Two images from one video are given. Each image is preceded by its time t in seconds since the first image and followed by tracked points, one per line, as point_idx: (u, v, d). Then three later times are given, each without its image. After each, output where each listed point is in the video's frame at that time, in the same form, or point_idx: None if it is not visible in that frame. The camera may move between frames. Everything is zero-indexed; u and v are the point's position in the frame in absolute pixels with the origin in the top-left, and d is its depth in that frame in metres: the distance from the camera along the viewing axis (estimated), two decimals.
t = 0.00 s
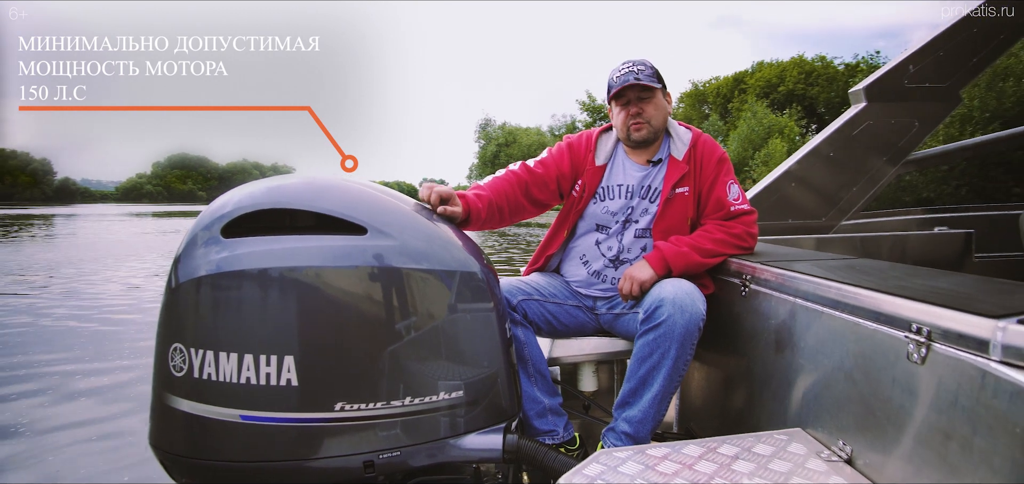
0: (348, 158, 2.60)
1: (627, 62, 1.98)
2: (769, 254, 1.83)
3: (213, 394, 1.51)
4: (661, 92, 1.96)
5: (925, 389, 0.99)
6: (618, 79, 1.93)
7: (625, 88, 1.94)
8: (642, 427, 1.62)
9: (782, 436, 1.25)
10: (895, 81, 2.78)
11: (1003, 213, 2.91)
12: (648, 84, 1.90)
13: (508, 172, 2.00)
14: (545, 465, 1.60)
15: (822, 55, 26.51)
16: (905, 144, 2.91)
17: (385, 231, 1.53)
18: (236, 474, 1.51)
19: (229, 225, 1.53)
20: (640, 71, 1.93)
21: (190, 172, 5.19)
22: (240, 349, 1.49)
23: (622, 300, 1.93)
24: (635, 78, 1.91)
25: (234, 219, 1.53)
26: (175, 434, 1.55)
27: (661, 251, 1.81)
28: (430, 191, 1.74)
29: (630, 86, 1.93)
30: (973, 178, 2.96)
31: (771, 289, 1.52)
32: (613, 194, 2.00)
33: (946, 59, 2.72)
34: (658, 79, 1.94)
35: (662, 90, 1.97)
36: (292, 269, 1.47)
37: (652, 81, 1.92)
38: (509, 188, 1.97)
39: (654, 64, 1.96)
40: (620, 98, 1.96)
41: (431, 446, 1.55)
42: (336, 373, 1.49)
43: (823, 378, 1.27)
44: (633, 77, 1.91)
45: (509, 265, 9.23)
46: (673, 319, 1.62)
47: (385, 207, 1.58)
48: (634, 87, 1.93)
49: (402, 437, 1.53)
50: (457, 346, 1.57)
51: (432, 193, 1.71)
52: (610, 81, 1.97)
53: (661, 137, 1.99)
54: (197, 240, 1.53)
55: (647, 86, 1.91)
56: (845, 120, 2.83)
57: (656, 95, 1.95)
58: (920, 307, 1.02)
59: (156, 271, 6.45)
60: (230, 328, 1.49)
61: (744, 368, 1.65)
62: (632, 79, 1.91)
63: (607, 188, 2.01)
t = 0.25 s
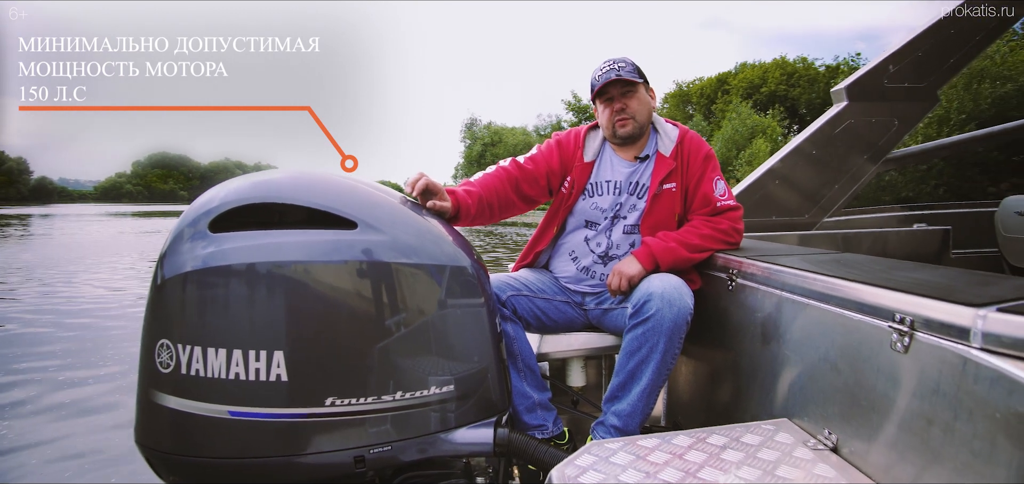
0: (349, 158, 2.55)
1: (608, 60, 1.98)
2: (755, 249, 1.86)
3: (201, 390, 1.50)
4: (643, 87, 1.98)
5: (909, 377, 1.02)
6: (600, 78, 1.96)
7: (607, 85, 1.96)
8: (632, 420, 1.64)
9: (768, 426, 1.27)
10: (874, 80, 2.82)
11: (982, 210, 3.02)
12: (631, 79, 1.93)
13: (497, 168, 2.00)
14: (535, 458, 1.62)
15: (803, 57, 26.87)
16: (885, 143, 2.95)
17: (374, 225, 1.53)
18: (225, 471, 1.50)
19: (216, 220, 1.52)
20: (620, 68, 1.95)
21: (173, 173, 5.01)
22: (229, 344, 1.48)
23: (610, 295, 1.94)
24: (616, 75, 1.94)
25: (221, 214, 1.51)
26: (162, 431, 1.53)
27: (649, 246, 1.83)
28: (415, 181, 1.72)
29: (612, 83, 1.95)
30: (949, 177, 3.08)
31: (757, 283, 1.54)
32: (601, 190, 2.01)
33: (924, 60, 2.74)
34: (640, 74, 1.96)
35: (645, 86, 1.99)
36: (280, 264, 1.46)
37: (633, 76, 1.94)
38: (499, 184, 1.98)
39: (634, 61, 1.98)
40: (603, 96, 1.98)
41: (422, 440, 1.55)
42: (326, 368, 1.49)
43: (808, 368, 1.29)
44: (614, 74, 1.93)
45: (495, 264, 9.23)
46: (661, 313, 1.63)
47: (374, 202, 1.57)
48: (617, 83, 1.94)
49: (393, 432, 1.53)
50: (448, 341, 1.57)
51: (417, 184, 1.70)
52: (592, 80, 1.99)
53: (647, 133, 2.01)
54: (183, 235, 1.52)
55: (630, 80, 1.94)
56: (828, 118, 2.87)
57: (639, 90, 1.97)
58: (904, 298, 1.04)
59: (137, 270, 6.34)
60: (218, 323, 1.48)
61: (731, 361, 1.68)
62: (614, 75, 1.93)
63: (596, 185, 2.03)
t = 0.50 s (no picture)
0: (348, 158, 2.53)
1: (597, 60, 2.01)
2: (742, 246, 1.88)
3: (192, 388, 1.49)
4: (632, 88, 2.00)
5: (892, 368, 1.04)
6: (590, 78, 1.97)
7: (597, 86, 1.97)
8: (622, 416, 1.66)
9: (756, 419, 1.30)
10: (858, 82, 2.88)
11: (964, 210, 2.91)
12: (620, 79, 1.94)
13: (488, 166, 2.01)
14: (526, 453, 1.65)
15: (789, 59, 27.16)
16: (868, 143, 3.03)
17: (366, 223, 1.53)
18: (216, 469, 1.50)
19: (204, 217, 1.51)
20: (610, 68, 1.97)
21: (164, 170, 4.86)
22: (220, 342, 1.48)
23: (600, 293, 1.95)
24: (606, 75, 1.95)
25: (211, 212, 1.51)
26: (152, 430, 1.52)
27: (639, 244, 1.85)
28: (404, 180, 1.72)
29: (602, 84, 1.96)
30: (933, 177, 3.01)
31: (745, 279, 1.57)
32: (591, 189, 2.03)
33: (905, 62, 2.81)
34: (628, 75, 1.98)
35: (634, 86, 2.01)
36: (271, 262, 1.46)
37: (622, 77, 1.95)
38: (490, 182, 1.99)
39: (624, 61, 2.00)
40: (593, 96, 2.00)
41: (413, 437, 1.55)
42: (318, 365, 1.49)
43: (795, 362, 1.31)
44: (604, 75, 1.95)
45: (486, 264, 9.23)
46: (651, 310, 1.65)
47: (365, 200, 1.58)
48: (606, 84, 1.96)
49: (384, 429, 1.53)
50: (439, 339, 1.57)
51: (406, 183, 1.70)
52: (582, 80, 2.00)
53: (636, 132, 2.03)
54: (171, 233, 1.51)
55: (618, 81, 1.95)
56: (813, 119, 2.92)
57: (629, 91, 1.99)
58: (887, 291, 1.07)
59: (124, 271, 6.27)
60: (208, 321, 1.47)
61: (719, 357, 1.70)
62: (603, 76, 1.95)
63: (585, 183, 2.04)
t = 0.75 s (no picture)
0: (349, 158, 2.54)
1: (591, 60, 2.02)
2: (731, 245, 1.91)
3: (186, 387, 1.49)
4: (625, 90, 2.01)
5: (879, 362, 1.06)
6: (583, 78, 1.98)
7: (590, 86, 1.99)
8: (614, 412, 1.67)
9: (747, 414, 1.32)
10: (843, 83, 2.91)
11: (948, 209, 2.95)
12: (613, 82, 1.95)
13: (481, 166, 2.02)
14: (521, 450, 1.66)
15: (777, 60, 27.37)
16: (854, 145, 3.09)
17: (359, 222, 1.54)
18: (210, 468, 1.50)
19: (198, 217, 1.51)
20: (604, 69, 1.98)
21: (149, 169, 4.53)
22: (214, 341, 1.48)
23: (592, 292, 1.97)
24: (599, 77, 1.97)
25: (203, 212, 1.51)
26: (145, 429, 1.52)
27: (630, 243, 1.87)
28: (397, 180, 1.72)
29: (595, 85, 1.98)
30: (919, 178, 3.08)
31: (734, 277, 1.59)
32: (582, 189, 2.05)
33: (890, 64, 2.85)
34: (622, 77, 1.99)
35: (627, 88, 2.02)
36: (264, 262, 1.46)
37: (616, 79, 1.97)
38: (482, 182, 2.00)
39: (617, 63, 2.01)
40: (586, 97, 2.01)
41: (408, 435, 1.56)
42: (312, 364, 1.49)
43: (785, 358, 1.34)
44: (597, 76, 1.96)
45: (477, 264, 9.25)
46: (643, 308, 1.67)
47: (359, 199, 1.58)
48: (599, 85, 1.98)
49: (378, 428, 1.54)
50: (433, 338, 1.58)
51: (399, 183, 1.70)
52: (576, 80, 2.02)
53: (628, 134, 2.05)
54: (164, 233, 1.51)
55: (611, 83, 1.96)
56: (800, 120, 2.96)
57: (621, 93, 2.00)
58: (874, 287, 1.09)
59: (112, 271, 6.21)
60: (202, 320, 1.47)
61: (709, 354, 1.72)
62: (596, 78, 1.96)
63: (577, 183, 2.06)
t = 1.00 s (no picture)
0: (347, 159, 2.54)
1: (584, 63, 2.04)
2: (721, 245, 1.93)
3: (180, 390, 1.49)
4: (618, 94, 2.04)
5: (866, 359, 1.09)
6: (577, 82, 2.00)
7: (583, 90, 2.00)
8: (606, 411, 1.69)
9: (738, 410, 1.34)
10: (828, 86, 2.96)
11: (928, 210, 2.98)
12: (607, 87, 1.97)
13: (473, 168, 2.03)
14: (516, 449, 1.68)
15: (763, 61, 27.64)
16: (837, 147, 3.13)
17: (353, 224, 1.54)
18: (204, 470, 1.49)
19: (190, 219, 1.51)
20: (597, 73, 1.99)
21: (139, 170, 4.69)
22: (209, 343, 1.47)
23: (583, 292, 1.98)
24: (592, 81, 1.98)
25: (195, 214, 1.50)
26: (138, 432, 1.51)
27: (621, 244, 1.89)
28: (392, 180, 1.72)
29: (588, 89, 2.00)
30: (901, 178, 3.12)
31: (724, 276, 1.62)
32: (574, 190, 2.06)
33: (872, 68, 2.91)
34: (614, 81, 2.01)
35: (619, 93, 2.04)
36: (256, 264, 1.46)
37: (609, 84, 1.99)
38: (475, 184, 2.01)
39: (611, 67, 2.03)
40: (579, 101, 2.03)
41: (403, 435, 1.57)
42: (308, 366, 1.49)
43: (774, 356, 1.36)
44: (591, 80, 1.98)
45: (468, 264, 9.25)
46: (634, 307, 1.69)
47: (352, 201, 1.59)
48: (592, 89, 2.00)
49: (371, 429, 1.54)
50: (426, 338, 1.59)
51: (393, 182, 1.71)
52: (569, 83, 2.03)
53: (619, 137, 2.07)
54: (157, 235, 1.50)
55: (604, 88, 1.98)
56: (785, 122, 3.01)
57: (614, 97, 2.02)
58: (861, 285, 1.12)
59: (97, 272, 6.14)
60: (196, 322, 1.47)
61: (699, 353, 1.75)
62: (590, 82, 1.98)
63: (568, 184, 2.08)
